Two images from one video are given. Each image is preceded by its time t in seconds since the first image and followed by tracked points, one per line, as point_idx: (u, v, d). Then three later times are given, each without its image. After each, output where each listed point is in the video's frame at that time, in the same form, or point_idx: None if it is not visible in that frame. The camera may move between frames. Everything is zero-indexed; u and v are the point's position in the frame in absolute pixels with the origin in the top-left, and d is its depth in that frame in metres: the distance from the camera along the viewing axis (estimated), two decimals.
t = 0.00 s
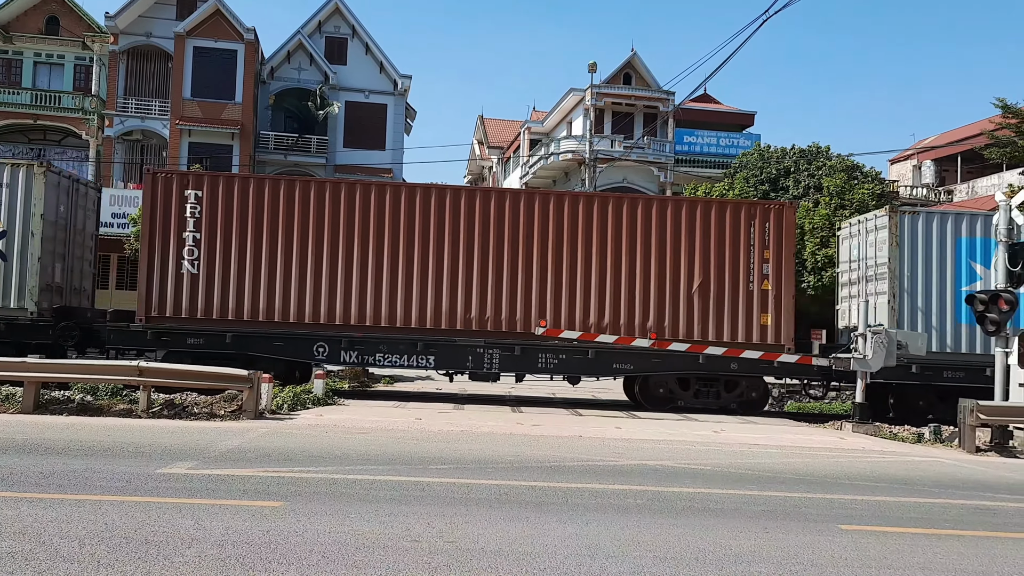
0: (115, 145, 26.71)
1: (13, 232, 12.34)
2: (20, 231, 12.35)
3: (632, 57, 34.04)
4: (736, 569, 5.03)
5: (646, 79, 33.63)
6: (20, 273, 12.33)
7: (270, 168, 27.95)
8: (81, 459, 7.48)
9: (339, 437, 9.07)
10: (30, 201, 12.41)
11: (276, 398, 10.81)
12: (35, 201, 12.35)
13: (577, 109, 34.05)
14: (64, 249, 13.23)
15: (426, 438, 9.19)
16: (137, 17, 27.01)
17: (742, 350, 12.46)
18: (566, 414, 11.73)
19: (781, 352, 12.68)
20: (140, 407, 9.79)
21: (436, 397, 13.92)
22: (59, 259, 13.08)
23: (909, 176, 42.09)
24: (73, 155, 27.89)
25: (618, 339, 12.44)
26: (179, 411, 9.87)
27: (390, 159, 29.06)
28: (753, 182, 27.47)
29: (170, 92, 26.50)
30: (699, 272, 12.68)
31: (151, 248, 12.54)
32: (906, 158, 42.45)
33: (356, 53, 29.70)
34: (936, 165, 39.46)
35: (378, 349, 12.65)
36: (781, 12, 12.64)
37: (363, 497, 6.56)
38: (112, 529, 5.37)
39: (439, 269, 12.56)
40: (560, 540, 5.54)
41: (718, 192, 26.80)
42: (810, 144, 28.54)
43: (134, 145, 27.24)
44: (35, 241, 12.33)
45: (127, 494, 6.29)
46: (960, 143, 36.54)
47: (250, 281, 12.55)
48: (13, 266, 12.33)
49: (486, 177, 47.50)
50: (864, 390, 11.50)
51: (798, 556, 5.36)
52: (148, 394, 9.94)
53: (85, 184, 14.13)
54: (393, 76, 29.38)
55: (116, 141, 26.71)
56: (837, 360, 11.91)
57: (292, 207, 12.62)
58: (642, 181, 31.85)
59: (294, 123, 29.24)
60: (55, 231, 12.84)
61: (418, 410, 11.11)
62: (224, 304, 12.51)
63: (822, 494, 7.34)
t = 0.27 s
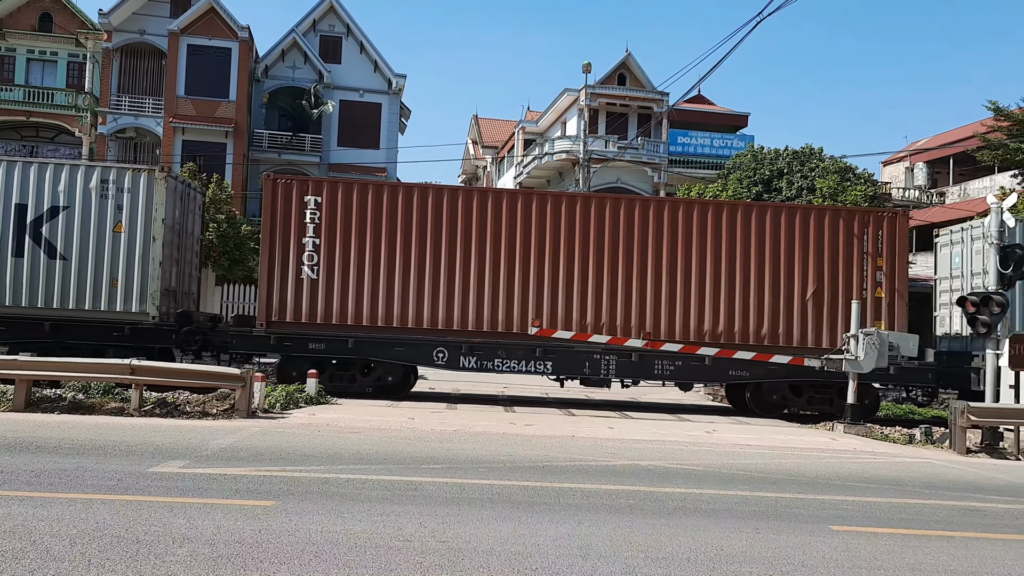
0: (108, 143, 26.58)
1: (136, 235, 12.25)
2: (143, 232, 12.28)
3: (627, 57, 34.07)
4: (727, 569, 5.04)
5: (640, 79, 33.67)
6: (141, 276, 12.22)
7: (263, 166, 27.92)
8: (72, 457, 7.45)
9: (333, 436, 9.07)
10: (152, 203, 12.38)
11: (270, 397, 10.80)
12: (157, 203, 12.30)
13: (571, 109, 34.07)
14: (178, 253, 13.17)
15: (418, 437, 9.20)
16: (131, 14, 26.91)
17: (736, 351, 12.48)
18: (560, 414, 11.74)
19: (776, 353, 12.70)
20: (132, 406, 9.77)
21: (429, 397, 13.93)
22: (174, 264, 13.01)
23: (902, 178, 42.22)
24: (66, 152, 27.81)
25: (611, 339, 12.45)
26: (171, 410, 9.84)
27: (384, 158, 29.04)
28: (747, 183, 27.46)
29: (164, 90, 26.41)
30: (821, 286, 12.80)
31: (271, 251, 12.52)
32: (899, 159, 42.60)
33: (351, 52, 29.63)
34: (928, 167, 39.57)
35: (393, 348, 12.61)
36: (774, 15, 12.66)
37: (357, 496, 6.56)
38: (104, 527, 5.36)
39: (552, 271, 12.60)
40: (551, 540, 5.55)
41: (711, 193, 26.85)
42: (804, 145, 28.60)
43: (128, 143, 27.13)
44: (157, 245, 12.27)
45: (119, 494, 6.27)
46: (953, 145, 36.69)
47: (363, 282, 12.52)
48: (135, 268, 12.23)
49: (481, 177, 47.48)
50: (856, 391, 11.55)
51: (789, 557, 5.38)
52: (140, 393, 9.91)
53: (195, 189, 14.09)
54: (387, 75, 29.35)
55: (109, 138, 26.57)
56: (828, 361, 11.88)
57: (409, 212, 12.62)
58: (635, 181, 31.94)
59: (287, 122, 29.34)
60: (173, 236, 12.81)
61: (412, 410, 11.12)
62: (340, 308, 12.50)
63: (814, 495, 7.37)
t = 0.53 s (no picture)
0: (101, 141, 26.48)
1: (257, 242, 12.70)
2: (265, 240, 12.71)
3: (620, 58, 34.11)
4: (719, 569, 5.05)
5: (634, 80, 33.72)
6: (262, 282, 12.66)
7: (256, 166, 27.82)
8: (62, 457, 7.41)
9: (325, 435, 9.05)
10: (271, 210, 12.79)
11: (262, 396, 10.77)
12: (277, 211, 12.68)
13: (565, 109, 34.07)
14: (292, 259, 13.48)
15: (411, 437, 9.18)
16: (124, 13, 26.81)
17: (729, 351, 12.51)
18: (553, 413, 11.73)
19: (768, 353, 12.73)
20: (124, 405, 9.74)
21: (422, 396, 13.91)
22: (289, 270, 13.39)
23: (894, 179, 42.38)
24: (58, 150, 27.71)
25: (605, 339, 12.47)
26: (163, 409, 9.81)
27: (378, 158, 29.03)
28: (740, 184, 27.50)
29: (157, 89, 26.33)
30: (848, 292, 12.83)
31: (390, 255, 12.62)
32: (891, 160, 42.76)
33: (345, 52, 29.65)
34: (920, 168, 39.70)
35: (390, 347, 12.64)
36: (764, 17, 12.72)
37: (350, 496, 6.55)
38: (97, 527, 5.35)
39: (633, 281, 12.66)
40: (545, 540, 5.54)
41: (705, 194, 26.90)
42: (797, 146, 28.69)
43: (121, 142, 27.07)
44: (278, 252, 12.69)
45: (110, 493, 6.25)
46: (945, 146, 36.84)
47: (491, 290, 12.60)
48: (255, 274, 12.68)
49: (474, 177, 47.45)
50: (848, 391, 11.59)
51: (783, 556, 5.39)
52: (132, 392, 9.87)
53: (308, 196, 14.48)
54: (381, 75, 29.35)
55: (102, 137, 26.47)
56: (821, 361, 11.94)
57: (519, 220, 12.70)
58: (629, 181, 31.98)
59: (281, 121, 29.10)
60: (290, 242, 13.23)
61: (404, 410, 11.10)
62: (468, 316, 12.56)
63: (806, 494, 7.38)
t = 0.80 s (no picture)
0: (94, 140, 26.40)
1: (376, 249, 12.88)
2: (384, 247, 12.91)
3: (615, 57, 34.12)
4: (713, 568, 5.05)
5: (628, 80, 33.74)
6: (382, 288, 12.85)
7: (250, 165, 27.73)
8: (53, 457, 7.38)
9: (319, 435, 9.04)
10: (390, 221, 13.01)
11: (256, 396, 10.74)
12: (397, 223, 12.96)
13: (560, 108, 34.06)
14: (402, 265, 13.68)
15: (405, 437, 9.17)
16: (117, 11, 26.72)
17: (723, 351, 12.57)
18: (548, 413, 11.72)
19: (762, 352, 12.78)
20: (117, 404, 9.70)
21: (417, 396, 13.89)
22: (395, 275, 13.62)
23: (888, 178, 42.46)
24: (50, 148, 27.59)
25: (598, 338, 12.53)
26: (157, 408, 9.79)
27: (372, 157, 29.02)
28: (735, 183, 27.50)
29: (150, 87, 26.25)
30: (843, 292, 12.86)
31: (505, 257, 12.71)
32: (885, 160, 42.86)
33: (339, 50, 29.60)
34: (914, 167, 39.80)
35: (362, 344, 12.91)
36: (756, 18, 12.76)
37: (345, 496, 6.53)
38: (90, 526, 5.33)
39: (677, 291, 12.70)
40: (540, 540, 5.53)
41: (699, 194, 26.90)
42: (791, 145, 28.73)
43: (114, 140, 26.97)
44: (397, 261, 12.90)
45: (103, 493, 6.23)
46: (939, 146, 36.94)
47: (623, 297, 12.70)
48: (375, 280, 12.86)
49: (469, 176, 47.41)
50: (843, 390, 11.60)
51: (777, 555, 5.40)
52: (126, 392, 9.84)
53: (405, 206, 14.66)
54: (375, 74, 29.30)
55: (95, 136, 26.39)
56: (814, 361, 11.92)
57: (625, 226, 12.76)
58: (624, 181, 32.01)
59: (275, 120, 29.04)
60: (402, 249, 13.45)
61: (399, 409, 11.08)
62: (598, 324, 12.65)
63: (801, 493, 7.39)
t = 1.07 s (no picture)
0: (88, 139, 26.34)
1: (495, 255, 12.81)
2: (503, 254, 12.84)
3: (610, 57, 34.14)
4: (707, 567, 5.05)
5: (623, 79, 33.77)
6: (500, 292, 12.79)
7: (245, 164, 27.69)
8: (46, 457, 7.35)
9: (312, 435, 9.02)
10: (508, 225, 12.91)
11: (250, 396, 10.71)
12: (515, 228, 12.87)
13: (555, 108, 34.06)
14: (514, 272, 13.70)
15: (400, 436, 9.16)
16: (111, 10, 26.65)
17: (717, 350, 12.57)
18: (543, 412, 11.72)
19: (756, 352, 12.79)
20: (111, 404, 9.67)
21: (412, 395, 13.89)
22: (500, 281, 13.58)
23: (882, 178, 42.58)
24: (43, 148, 27.51)
25: (593, 337, 12.52)
26: (151, 408, 9.76)
27: (367, 156, 29.00)
28: (729, 183, 27.53)
29: (144, 86, 26.19)
30: (839, 291, 12.86)
31: (622, 265, 12.74)
32: (880, 160, 42.99)
33: (333, 50, 29.57)
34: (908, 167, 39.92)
35: (364, 347, 12.59)
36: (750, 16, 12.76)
37: (338, 495, 6.52)
38: (81, 527, 5.31)
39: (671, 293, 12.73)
40: (533, 540, 5.52)
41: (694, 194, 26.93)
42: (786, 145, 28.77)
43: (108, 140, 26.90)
44: (514, 267, 12.85)
45: (96, 493, 6.21)
46: (933, 145, 37.07)
47: (740, 301, 12.78)
48: (494, 285, 12.80)
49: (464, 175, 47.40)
50: (837, 390, 11.60)
51: (770, 554, 5.40)
52: (119, 391, 9.81)
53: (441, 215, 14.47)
54: (370, 73, 29.28)
55: (89, 135, 26.34)
56: (809, 360, 11.91)
57: (678, 227, 12.80)
58: (619, 181, 32.00)
59: (270, 119, 28.77)
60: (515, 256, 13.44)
61: (393, 409, 11.07)
62: (714, 330, 12.74)
63: (794, 493, 7.40)
